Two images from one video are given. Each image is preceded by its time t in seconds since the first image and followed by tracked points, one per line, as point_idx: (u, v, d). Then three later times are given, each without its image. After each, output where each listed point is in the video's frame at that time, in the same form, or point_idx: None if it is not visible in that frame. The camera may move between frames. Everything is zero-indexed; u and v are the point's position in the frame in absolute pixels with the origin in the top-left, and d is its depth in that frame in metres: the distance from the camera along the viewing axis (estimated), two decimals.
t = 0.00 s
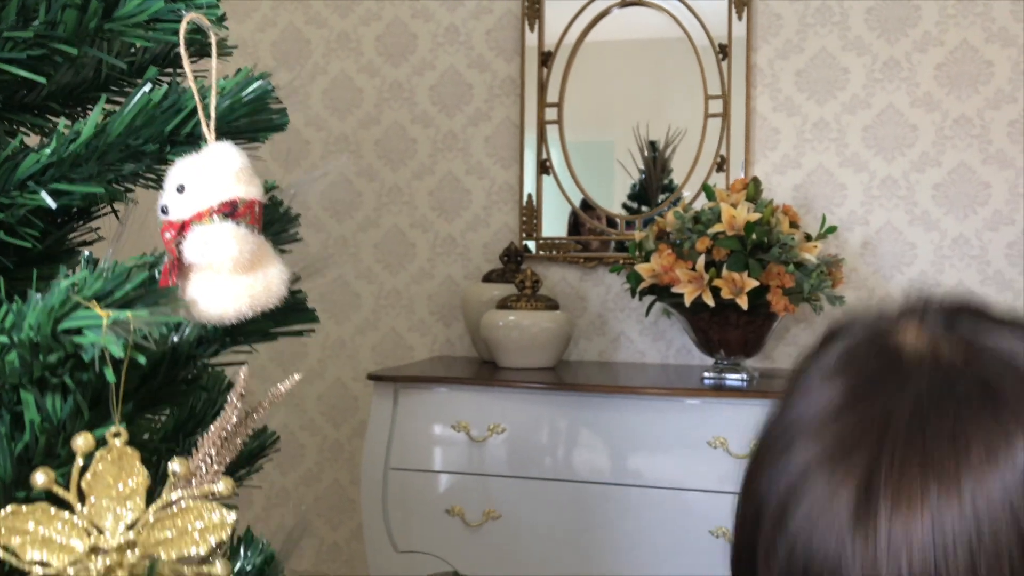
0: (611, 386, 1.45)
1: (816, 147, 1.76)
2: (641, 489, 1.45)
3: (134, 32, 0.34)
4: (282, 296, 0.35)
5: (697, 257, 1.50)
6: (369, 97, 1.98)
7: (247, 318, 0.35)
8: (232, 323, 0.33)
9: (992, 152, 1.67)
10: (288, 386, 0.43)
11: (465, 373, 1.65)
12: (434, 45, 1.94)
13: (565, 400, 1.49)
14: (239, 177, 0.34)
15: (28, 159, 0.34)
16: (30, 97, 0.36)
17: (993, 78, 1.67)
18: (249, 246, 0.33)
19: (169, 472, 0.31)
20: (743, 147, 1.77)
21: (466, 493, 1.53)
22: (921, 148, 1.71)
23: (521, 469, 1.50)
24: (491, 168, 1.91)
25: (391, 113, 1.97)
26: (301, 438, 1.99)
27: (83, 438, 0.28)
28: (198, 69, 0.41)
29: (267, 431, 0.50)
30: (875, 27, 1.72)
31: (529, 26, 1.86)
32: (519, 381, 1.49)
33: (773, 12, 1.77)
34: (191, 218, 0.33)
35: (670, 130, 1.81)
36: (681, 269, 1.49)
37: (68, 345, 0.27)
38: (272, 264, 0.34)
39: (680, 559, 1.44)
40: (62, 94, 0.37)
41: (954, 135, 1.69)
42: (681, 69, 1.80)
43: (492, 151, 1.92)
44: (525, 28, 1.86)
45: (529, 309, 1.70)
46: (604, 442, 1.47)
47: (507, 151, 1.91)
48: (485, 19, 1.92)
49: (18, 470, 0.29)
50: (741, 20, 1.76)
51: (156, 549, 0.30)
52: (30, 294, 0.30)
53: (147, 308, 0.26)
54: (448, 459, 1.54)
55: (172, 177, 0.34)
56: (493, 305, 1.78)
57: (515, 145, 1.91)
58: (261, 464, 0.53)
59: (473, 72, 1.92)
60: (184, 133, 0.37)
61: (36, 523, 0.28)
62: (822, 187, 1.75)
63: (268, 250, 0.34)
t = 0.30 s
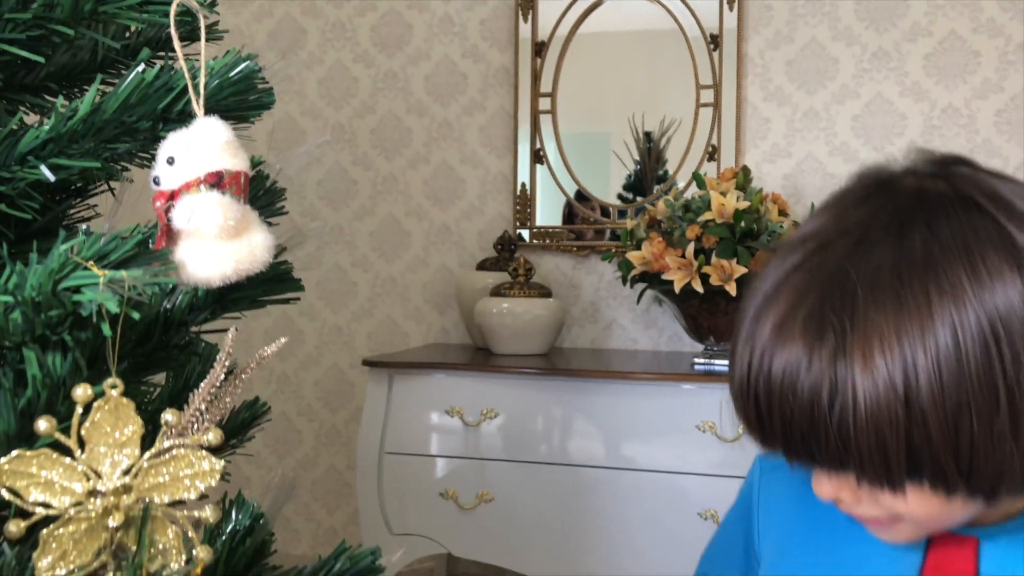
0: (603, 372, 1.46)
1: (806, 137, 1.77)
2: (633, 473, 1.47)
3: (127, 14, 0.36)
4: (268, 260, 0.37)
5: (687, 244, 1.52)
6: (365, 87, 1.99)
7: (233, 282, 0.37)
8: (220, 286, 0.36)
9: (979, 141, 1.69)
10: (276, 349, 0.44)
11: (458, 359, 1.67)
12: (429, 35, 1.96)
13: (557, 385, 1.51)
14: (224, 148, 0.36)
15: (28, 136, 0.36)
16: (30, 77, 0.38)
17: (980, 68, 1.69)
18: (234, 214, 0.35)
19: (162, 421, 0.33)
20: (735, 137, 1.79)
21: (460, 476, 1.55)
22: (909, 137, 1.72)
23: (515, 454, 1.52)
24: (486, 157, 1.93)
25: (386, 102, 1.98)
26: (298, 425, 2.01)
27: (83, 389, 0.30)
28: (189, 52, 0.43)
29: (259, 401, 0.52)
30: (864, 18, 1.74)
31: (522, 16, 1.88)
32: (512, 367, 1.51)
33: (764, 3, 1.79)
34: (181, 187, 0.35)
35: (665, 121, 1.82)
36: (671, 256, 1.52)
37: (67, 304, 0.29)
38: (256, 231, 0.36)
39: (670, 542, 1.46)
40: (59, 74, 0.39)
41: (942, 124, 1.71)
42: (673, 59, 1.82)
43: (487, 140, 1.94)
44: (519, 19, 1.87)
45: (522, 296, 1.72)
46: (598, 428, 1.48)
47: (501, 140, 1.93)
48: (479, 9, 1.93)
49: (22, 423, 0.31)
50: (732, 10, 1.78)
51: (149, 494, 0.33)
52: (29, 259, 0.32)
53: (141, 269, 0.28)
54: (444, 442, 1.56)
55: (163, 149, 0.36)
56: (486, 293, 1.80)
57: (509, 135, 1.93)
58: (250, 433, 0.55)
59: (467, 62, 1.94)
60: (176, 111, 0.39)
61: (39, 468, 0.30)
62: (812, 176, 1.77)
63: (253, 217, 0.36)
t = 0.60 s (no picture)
0: (595, 358, 1.48)
1: (798, 126, 1.79)
2: (628, 459, 1.49)
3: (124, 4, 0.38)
4: (260, 239, 0.38)
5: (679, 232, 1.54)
6: (361, 76, 2.00)
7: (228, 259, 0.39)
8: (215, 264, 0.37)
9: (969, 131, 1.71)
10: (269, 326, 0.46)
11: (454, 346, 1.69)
12: (425, 24, 1.97)
13: (551, 371, 1.53)
14: (220, 134, 0.38)
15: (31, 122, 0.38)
16: (32, 67, 0.40)
17: (971, 58, 1.70)
18: (229, 196, 0.37)
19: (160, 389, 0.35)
20: (728, 126, 1.80)
21: (455, 460, 1.57)
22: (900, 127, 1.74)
23: (512, 439, 1.54)
24: (481, 146, 1.94)
25: (382, 91, 2.00)
26: (295, 411, 2.04)
27: (87, 357, 0.32)
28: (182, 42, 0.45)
29: (253, 379, 0.54)
30: (856, 8, 1.75)
31: (517, 6, 1.89)
32: (507, 353, 1.53)
33: None
34: (179, 170, 0.37)
35: (661, 111, 1.84)
36: (663, 244, 1.54)
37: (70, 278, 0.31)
38: (249, 212, 0.38)
39: (666, 527, 1.48)
40: (60, 63, 0.41)
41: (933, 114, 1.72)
42: (666, 49, 1.83)
43: (482, 129, 1.95)
44: (514, 9, 1.88)
45: (517, 284, 1.74)
46: (593, 415, 1.51)
47: (496, 129, 1.94)
48: None
49: (28, 392, 0.33)
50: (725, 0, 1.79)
51: (149, 457, 0.35)
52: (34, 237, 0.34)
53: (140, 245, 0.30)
54: (442, 428, 1.58)
55: (161, 134, 0.38)
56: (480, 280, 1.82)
57: (504, 124, 1.94)
58: (245, 411, 0.57)
59: (462, 51, 1.95)
60: (172, 98, 0.40)
61: (46, 432, 0.32)
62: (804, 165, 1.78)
63: (246, 200, 0.38)
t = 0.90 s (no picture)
0: (587, 343, 1.50)
1: (787, 113, 1.80)
2: (620, 443, 1.51)
3: None
4: (238, 216, 0.40)
5: (668, 218, 1.56)
6: (353, 63, 2.01)
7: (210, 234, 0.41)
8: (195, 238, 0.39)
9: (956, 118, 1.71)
10: (250, 298, 0.47)
11: (447, 332, 1.70)
12: (417, 11, 1.97)
13: (543, 356, 1.54)
14: (199, 114, 0.39)
15: (19, 104, 0.39)
16: (20, 50, 0.41)
17: (959, 46, 1.71)
18: (209, 172, 0.38)
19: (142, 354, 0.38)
20: (717, 113, 1.81)
21: (447, 444, 1.59)
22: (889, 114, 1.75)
23: (506, 423, 1.56)
24: (473, 133, 1.95)
25: (374, 78, 2.00)
26: (289, 396, 2.06)
27: (73, 325, 0.34)
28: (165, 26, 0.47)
29: (239, 355, 0.55)
30: None
31: None
32: (499, 338, 1.54)
33: None
34: (160, 147, 0.38)
35: (655, 98, 1.84)
36: (652, 231, 1.55)
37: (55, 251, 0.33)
38: (229, 189, 0.39)
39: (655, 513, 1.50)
40: (48, 46, 0.42)
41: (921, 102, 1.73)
42: (657, 37, 1.84)
43: (474, 116, 1.96)
44: None
45: (508, 270, 1.76)
46: (586, 402, 1.52)
47: (489, 116, 1.95)
48: None
49: (17, 360, 0.35)
50: None
51: (132, 420, 0.37)
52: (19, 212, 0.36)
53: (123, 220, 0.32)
54: (437, 414, 1.59)
55: (144, 113, 0.39)
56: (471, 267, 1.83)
57: (496, 111, 1.95)
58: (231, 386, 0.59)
59: (455, 38, 1.95)
60: (156, 80, 0.42)
61: (34, 395, 0.34)
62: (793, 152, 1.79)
63: (225, 177, 0.39)
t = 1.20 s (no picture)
0: (575, 329, 1.51)
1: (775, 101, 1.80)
2: (612, 428, 1.52)
3: None
4: (217, 194, 0.41)
5: (654, 205, 1.57)
6: (343, 50, 2.01)
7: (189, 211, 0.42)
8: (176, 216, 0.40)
9: (942, 106, 1.71)
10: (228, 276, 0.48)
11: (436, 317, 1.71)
12: None
13: (532, 341, 1.55)
14: (177, 95, 0.40)
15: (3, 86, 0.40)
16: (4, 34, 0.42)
17: (944, 34, 1.70)
18: (187, 150, 0.39)
19: (123, 326, 0.39)
20: (706, 101, 1.82)
21: (436, 429, 1.60)
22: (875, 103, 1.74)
23: (497, 408, 1.57)
24: (462, 120, 1.96)
25: (364, 65, 2.00)
26: (280, 381, 2.07)
27: (53, 297, 0.36)
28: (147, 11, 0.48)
29: (223, 334, 0.56)
30: None
31: None
32: (489, 324, 1.55)
33: None
34: (141, 127, 0.39)
35: (645, 86, 1.84)
36: (639, 217, 1.57)
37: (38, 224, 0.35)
38: (207, 167, 0.40)
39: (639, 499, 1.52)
40: (31, 29, 0.43)
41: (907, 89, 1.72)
42: (645, 24, 1.84)
43: (463, 103, 1.96)
44: None
45: (498, 256, 1.76)
46: (577, 390, 1.53)
47: (478, 103, 1.95)
48: None
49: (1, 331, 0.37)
50: None
51: (114, 390, 0.38)
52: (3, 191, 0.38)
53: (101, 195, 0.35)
54: (428, 400, 1.60)
55: (124, 95, 0.40)
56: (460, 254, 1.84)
57: (485, 98, 1.95)
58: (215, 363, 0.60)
59: (444, 25, 1.95)
60: (137, 62, 0.43)
61: (17, 364, 0.36)
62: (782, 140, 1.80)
63: (203, 155, 0.40)
